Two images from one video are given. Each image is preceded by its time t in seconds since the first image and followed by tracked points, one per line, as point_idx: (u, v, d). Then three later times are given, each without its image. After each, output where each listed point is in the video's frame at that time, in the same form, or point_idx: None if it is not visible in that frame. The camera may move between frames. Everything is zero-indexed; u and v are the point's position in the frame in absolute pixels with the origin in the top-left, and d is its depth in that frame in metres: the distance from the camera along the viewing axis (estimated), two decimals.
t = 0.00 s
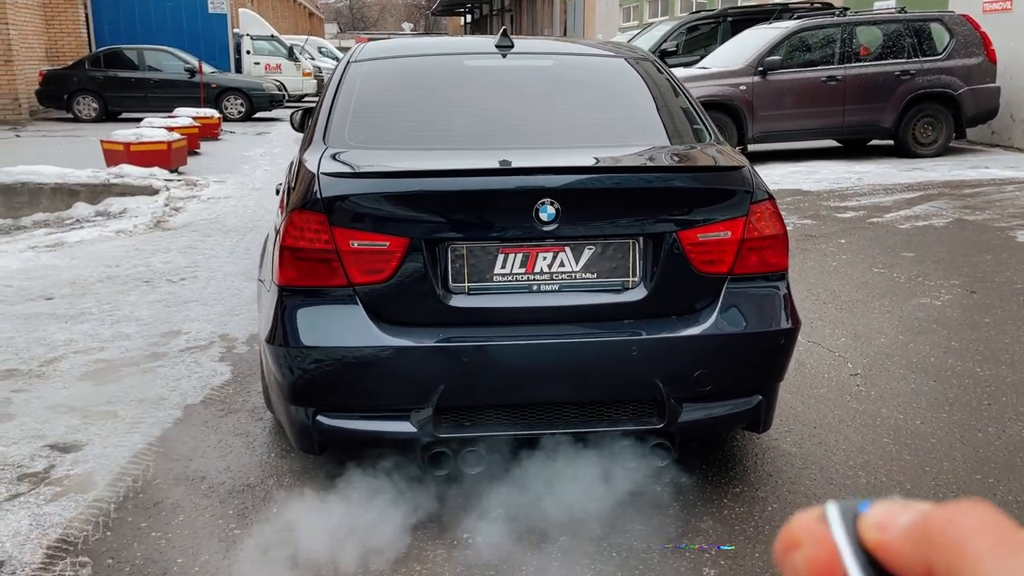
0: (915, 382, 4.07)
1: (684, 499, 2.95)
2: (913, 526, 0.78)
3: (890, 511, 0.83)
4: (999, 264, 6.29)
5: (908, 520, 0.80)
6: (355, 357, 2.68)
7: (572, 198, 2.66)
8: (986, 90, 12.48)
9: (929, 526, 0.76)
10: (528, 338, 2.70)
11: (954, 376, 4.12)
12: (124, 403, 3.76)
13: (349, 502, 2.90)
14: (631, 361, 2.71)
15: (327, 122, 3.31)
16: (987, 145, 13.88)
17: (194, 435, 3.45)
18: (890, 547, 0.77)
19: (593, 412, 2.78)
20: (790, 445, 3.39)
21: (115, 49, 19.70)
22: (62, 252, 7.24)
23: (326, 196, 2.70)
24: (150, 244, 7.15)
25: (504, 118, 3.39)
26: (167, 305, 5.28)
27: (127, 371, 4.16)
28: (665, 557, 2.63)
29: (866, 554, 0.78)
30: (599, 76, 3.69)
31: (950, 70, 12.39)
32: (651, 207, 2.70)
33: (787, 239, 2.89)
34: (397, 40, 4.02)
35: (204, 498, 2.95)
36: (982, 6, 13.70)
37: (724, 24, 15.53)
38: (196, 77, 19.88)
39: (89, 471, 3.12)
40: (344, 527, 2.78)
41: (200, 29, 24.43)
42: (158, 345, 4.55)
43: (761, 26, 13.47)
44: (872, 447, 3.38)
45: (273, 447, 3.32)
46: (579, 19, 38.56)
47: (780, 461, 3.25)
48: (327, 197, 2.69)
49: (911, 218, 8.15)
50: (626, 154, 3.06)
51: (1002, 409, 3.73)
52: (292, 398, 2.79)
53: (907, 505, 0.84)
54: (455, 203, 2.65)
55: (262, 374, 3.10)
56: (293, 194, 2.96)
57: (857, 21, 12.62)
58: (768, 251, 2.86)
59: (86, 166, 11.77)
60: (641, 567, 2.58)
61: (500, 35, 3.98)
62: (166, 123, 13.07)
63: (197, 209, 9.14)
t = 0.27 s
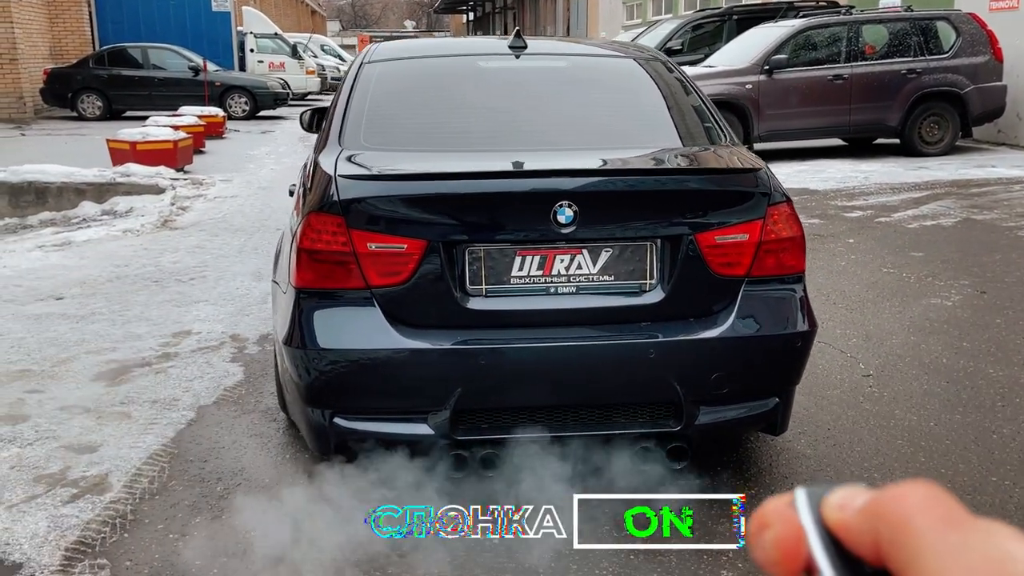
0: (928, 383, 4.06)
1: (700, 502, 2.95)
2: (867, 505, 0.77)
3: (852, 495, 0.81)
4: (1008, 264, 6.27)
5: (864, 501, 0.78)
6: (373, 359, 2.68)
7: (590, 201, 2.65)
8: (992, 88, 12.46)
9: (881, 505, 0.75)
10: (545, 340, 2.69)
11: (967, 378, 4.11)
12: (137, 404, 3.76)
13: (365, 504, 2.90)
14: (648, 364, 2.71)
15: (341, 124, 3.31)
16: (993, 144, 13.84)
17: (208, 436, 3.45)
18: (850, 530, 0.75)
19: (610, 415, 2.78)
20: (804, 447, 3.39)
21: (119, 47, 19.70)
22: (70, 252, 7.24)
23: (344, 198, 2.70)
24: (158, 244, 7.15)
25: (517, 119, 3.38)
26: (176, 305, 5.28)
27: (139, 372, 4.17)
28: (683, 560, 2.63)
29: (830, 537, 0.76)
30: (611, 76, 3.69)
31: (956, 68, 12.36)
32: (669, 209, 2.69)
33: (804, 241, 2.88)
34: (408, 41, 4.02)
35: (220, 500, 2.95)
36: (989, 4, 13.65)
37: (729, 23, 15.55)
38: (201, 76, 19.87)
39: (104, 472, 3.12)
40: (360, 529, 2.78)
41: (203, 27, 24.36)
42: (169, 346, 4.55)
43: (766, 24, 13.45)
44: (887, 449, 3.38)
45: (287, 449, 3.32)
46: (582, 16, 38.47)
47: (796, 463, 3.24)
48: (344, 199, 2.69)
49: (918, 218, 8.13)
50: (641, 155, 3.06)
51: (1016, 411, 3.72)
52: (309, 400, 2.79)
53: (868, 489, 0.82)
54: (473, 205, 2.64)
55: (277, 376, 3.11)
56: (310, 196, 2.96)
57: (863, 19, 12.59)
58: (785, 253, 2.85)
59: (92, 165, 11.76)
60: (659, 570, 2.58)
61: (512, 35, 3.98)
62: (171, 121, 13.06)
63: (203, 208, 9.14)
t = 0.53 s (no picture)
0: (936, 384, 4.07)
1: (714, 503, 2.96)
2: (853, 507, 0.89)
3: (831, 492, 0.93)
4: (1013, 263, 6.28)
5: (850, 499, 0.91)
6: (389, 361, 2.68)
7: (606, 202, 2.65)
8: (993, 87, 12.46)
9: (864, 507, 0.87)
10: (563, 342, 2.69)
11: (976, 378, 4.11)
12: (148, 404, 3.76)
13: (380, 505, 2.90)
14: (664, 366, 2.71)
15: (352, 124, 3.31)
16: (994, 142, 13.85)
17: (219, 437, 3.44)
18: (836, 529, 0.87)
19: (626, 416, 2.78)
20: (816, 448, 3.40)
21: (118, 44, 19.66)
22: (74, 251, 7.23)
23: (359, 199, 2.70)
24: (162, 243, 7.14)
25: (528, 119, 3.38)
26: (183, 304, 5.27)
27: (148, 372, 4.17)
28: (699, 561, 2.64)
29: (816, 533, 0.88)
30: (621, 76, 3.69)
31: (957, 67, 12.37)
32: (684, 210, 2.69)
33: (819, 242, 2.88)
34: (418, 40, 4.02)
35: (235, 500, 2.95)
36: (990, 3, 13.64)
37: (730, 21, 15.54)
38: (200, 74, 19.83)
39: (117, 474, 3.12)
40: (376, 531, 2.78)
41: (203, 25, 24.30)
42: (177, 345, 4.55)
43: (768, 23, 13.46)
44: (899, 450, 3.38)
45: (300, 450, 3.32)
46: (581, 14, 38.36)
47: (808, 464, 3.25)
48: (360, 201, 2.69)
49: (921, 217, 8.14)
50: (655, 156, 3.06)
51: None
52: (325, 402, 2.79)
53: (845, 485, 0.95)
54: (490, 207, 2.65)
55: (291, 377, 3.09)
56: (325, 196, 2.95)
57: (865, 18, 12.60)
58: (799, 254, 2.86)
59: (93, 164, 11.75)
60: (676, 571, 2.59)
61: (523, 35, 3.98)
62: (171, 119, 13.04)
63: (206, 207, 9.13)
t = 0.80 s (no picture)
0: (942, 384, 4.09)
1: (727, 504, 2.96)
2: None
3: None
4: (1013, 263, 6.31)
5: None
6: (404, 363, 2.67)
7: (622, 205, 2.65)
8: (990, 86, 12.50)
9: None
10: (578, 344, 2.69)
11: (981, 378, 4.13)
12: (155, 405, 3.75)
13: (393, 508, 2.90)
14: (679, 368, 2.71)
15: (362, 124, 3.31)
16: (990, 141, 13.89)
17: (228, 438, 3.43)
18: None
19: (640, 418, 2.78)
20: (826, 448, 3.40)
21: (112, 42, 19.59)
22: (74, 250, 7.20)
23: (373, 201, 2.69)
24: (163, 242, 7.12)
25: (536, 119, 3.38)
26: (186, 304, 5.26)
27: (153, 373, 4.15)
28: (713, 563, 2.65)
29: None
30: (627, 76, 3.69)
31: (954, 67, 12.41)
32: (698, 213, 2.69)
33: (832, 244, 2.89)
34: (425, 40, 4.01)
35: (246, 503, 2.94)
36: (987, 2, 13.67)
37: (726, 20, 15.46)
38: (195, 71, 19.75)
39: (127, 476, 3.11)
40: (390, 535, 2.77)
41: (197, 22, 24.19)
42: (182, 346, 4.53)
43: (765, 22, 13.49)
44: (908, 450, 3.39)
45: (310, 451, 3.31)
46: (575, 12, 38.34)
47: (818, 464, 3.26)
48: (374, 203, 2.68)
49: (920, 216, 8.17)
50: (666, 157, 3.06)
51: None
52: (338, 404, 2.78)
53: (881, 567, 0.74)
54: (505, 209, 2.64)
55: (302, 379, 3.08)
56: (337, 198, 2.94)
57: (861, 17, 12.63)
58: (813, 256, 2.86)
59: (90, 161, 11.70)
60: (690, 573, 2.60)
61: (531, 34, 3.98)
62: (168, 118, 13.00)
63: (205, 206, 9.10)
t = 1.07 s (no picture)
0: (948, 383, 4.09)
1: (740, 506, 2.96)
2: None
3: None
4: (1012, 262, 6.33)
5: None
6: (418, 365, 2.65)
7: (638, 206, 2.64)
8: (983, 85, 12.55)
9: None
10: (594, 346, 2.68)
11: (987, 378, 4.14)
12: (159, 407, 3.71)
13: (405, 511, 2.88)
14: (695, 370, 2.70)
15: (370, 124, 3.29)
16: (982, 140, 13.94)
17: (235, 440, 3.39)
18: None
19: (655, 420, 2.77)
20: (835, 448, 3.40)
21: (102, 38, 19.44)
22: (70, 248, 7.14)
23: (387, 202, 2.67)
24: (159, 241, 7.07)
25: (542, 117, 3.38)
26: (186, 304, 5.21)
27: (156, 374, 4.11)
28: (729, 565, 2.64)
29: None
30: (632, 73, 3.68)
31: (947, 65, 12.44)
32: (714, 214, 2.68)
33: (846, 245, 2.88)
34: (431, 38, 4.00)
35: (257, 506, 2.92)
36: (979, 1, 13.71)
37: (720, 18, 15.49)
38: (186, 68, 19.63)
39: (135, 479, 3.07)
40: (404, 538, 2.76)
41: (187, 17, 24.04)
42: (184, 346, 4.49)
43: (759, 21, 13.50)
44: (917, 450, 3.39)
45: (319, 453, 3.28)
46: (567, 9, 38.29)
47: (829, 465, 3.26)
48: (389, 204, 2.65)
49: (917, 215, 8.19)
50: (676, 157, 3.05)
51: None
52: (351, 406, 2.76)
53: None
54: (521, 210, 2.62)
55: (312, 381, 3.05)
56: (349, 198, 2.91)
57: (855, 16, 12.66)
58: (827, 257, 2.85)
59: (82, 159, 11.61)
60: None
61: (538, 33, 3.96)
62: (160, 114, 12.90)
63: (200, 204, 9.04)
